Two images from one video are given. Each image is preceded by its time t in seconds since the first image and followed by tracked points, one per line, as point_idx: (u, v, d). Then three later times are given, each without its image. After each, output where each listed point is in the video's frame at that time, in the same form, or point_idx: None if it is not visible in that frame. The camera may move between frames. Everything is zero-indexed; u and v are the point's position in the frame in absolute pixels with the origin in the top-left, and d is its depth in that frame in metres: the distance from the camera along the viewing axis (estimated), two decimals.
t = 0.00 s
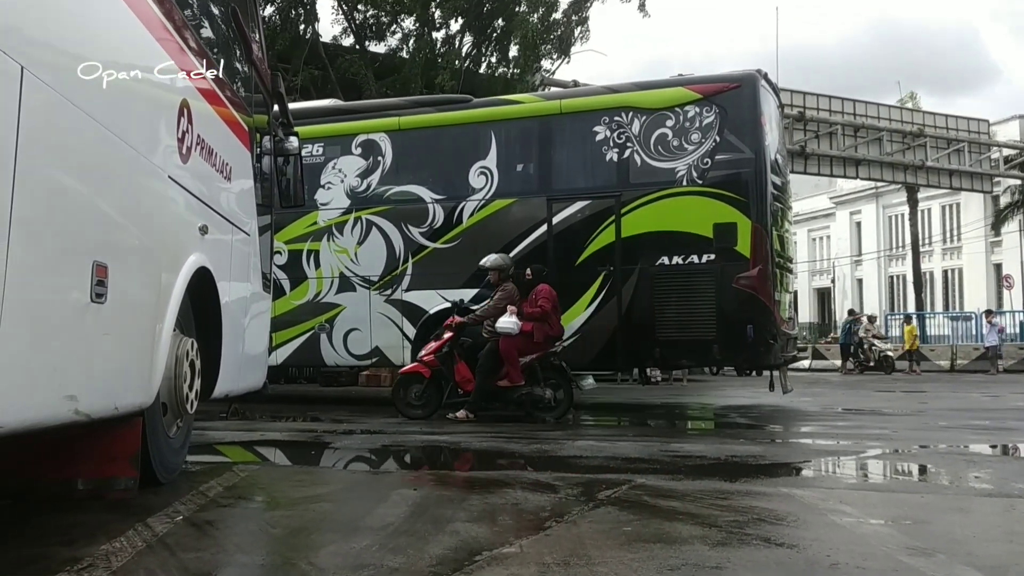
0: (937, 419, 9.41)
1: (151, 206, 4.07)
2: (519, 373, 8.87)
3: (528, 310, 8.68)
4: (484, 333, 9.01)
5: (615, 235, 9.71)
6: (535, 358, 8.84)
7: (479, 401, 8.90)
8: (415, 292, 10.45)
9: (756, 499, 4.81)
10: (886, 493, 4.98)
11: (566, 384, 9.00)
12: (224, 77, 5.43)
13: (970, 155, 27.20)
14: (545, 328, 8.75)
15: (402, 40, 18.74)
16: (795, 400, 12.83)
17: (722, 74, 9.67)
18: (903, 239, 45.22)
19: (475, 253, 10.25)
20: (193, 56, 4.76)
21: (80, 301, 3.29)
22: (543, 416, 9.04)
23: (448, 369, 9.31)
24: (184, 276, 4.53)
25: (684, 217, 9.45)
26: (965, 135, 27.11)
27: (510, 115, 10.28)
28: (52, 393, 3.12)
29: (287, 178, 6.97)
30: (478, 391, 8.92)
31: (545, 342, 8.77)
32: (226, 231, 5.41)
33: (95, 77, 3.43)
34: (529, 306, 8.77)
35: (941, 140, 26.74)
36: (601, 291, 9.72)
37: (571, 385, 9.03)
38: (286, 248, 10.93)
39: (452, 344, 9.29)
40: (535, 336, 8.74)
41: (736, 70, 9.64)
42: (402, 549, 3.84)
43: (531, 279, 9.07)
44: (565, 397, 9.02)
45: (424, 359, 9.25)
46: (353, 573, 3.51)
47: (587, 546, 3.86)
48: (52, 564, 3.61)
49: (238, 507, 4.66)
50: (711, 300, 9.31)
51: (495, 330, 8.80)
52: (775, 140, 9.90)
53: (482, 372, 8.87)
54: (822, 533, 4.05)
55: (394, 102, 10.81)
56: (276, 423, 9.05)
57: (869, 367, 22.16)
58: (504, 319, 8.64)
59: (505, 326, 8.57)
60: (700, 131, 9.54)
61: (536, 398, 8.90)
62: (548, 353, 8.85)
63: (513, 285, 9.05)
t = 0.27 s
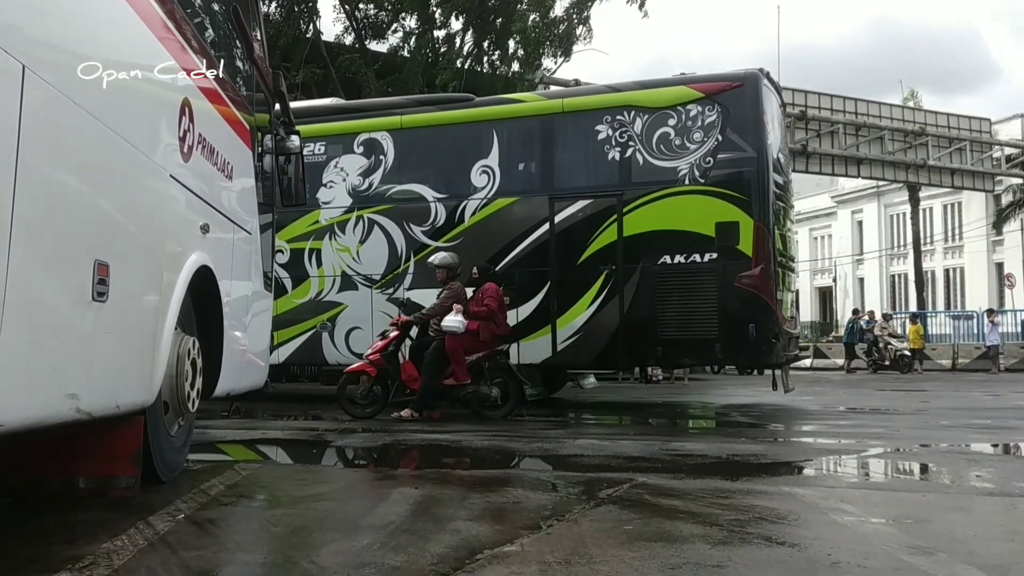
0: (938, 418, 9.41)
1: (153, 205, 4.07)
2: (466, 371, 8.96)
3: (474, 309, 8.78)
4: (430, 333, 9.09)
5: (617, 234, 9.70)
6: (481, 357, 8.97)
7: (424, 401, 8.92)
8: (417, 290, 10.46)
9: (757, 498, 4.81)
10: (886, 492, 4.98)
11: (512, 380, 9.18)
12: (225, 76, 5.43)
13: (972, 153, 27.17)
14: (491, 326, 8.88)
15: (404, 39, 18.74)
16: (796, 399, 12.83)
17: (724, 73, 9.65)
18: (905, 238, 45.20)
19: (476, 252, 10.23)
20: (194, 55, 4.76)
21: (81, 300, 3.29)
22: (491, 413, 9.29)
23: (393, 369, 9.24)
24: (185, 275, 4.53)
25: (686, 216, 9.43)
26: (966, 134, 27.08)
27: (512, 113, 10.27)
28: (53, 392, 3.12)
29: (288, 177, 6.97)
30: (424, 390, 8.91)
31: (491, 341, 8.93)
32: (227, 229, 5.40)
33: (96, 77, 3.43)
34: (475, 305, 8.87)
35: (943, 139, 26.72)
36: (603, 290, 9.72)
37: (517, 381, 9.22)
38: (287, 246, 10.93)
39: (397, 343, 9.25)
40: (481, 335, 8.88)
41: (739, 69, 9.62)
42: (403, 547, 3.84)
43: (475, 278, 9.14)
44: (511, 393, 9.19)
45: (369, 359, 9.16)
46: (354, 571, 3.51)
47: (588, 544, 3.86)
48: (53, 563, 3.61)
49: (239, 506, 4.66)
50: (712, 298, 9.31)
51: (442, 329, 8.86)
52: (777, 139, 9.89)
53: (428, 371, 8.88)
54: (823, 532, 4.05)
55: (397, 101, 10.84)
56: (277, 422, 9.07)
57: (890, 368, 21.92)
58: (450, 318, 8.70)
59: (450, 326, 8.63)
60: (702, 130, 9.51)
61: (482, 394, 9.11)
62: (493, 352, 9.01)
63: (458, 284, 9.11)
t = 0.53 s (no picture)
0: (939, 417, 9.41)
1: (153, 203, 4.07)
2: (411, 369, 8.93)
3: (418, 306, 8.86)
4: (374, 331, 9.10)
5: (622, 232, 9.71)
6: (426, 355, 8.93)
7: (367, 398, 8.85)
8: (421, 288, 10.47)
9: (757, 496, 4.82)
10: (887, 490, 4.98)
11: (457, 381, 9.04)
12: (226, 74, 5.44)
13: (973, 152, 27.15)
14: (436, 324, 8.92)
15: (404, 37, 18.72)
16: (798, 397, 12.84)
17: (728, 70, 9.65)
18: (906, 237, 45.19)
19: (481, 250, 10.24)
20: (195, 54, 4.75)
21: (81, 299, 3.29)
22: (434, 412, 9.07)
23: (338, 367, 9.19)
24: (186, 273, 4.53)
25: (690, 213, 9.43)
26: (968, 133, 27.08)
27: (516, 111, 10.29)
28: (53, 390, 3.12)
29: (289, 176, 6.98)
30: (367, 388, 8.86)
31: (436, 339, 8.93)
32: (228, 227, 5.40)
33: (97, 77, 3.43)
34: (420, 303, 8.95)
35: (944, 137, 26.71)
36: (607, 287, 9.73)
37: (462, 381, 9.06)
38: (290, 245, 10.93)
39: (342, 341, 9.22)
40: (425, 333, 8.90)
41: (742, 67, 9.61)
42: (403, 546, 3.84)
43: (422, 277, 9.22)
44: (455, 394, 9.03)
45: (313, 356, 9.14)
46: (355, 569, 3.52)
47: (588, 543, 3.86)
48: (54, 561, 3.61)
49: (240, 504, 4.67)
50: (717, 296, 9.29)
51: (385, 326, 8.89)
52: (781, 137, 9.89)
53: (371, 369, 8.86)
54: (823, 530, 4.05)
55: (400, 99, 10.84)
56: (278, 420, 9.07)
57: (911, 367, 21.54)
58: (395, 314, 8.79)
59: (394, 322, 8.72)
60: (707, 128, 9.50)
61: (427, 394, 8.96)
62: (439, 350, 8.97)
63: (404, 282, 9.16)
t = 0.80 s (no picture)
0: (940, 417, 9.40)
1: (154, 203, 4.06)
2: (355, 368, 8.96)
3: (361, 305, 8.90)
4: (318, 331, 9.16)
5: (632, 231, 9.69)
6: (371, 354, 8.96)
7: (311, 398, 8.90)
8: (429, 289, 10.47)
9: (758, 497, 4.81)
10: (888, 491, 4.98)
11: (402, 380, 9.07)
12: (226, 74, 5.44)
13: (974, 152, 27.14)
14: (380, 324, 8.95)
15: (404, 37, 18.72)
16: (799, 398, 12.83)
17: (740, 69, 9.59)
18: (907, 237, 45.17)
19: (490, 250, 10.24)
20: (195, 54, 4.74)
21: (82, 299, 3.28)
22: (379, 411, 9.10)
23: (284, 367, 9.26)
24: (186, 273, 4.53)
25: (702, 212, 9.38)
26: (969, 133, 27.06)
27: (525, 110, 10.28)
28: (54, 390, 3.12)
29: (289, 176, 6.98)
30: (312, 387, 8.91)
31: (380, 338, 8.95)
32: (228, 228, 5.39)
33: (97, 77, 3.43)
34: (364, 302, 8.98)
35: (945, 137, 26.70)
36: (618, 288, 9.72)
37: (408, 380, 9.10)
38: (298, 245, 11.01)
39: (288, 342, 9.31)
40: (369, 333, 8.93)
41: (753, 66, 9.56)
42: (404, 546, 3.84)
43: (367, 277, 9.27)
44: (401, 393, 9.07)
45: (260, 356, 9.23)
46: (356, 570, 3.51)
47: (589, 543, 3.86)
48: (55, 561, 3.61)
49: (241, 505, 4.66)
50: (728, 296, 9.24)
51: (329, 325, 8.94)
52: (791, 136, 9.84)
53: (316, 368, 8.92)
54: (824, 531, 4.05)
55: (408, 97, 10.81)
56: (279, 420, 9.08)
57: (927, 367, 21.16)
58: (339, 313, 8.83)
59: (337, 321, 8.76)
60: (717, 127, 9.45)
61: (371, 394, 8.97)
62: (384, 349, 9.00)
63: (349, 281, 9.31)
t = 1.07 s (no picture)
0: (939, 416, 9.40)
1: (153, 202, 4.06)
2: (296, 368, 8.88)
3: (304, 304, 9.01)
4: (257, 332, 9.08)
5: (644, 230, 9.68)
6: (313, 353, 8.95)
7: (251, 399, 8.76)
8: (439, 287, 10.46)
9: (757, 496, 4.82)
10: (887, 490, 4.98)
11: (347, 377, 9.22)
12: (225, 74, 5.44)
13: (972, 151, 27.16)
14: (322, 322, 9.06)
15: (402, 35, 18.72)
16: (797, 396, 12.85)
17: (753, 67, 9.58)
18: (905, 236, 45.20)
19: (500, 248, 10.24)
20: (194, 53, 4.75)
21: (81, 299, 3.28)
22: (323, 410, 9.15)
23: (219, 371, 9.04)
24: (185, 273, 4.52)
25: (715, 211, 9.38)
26: (967, 132, 27.09)
27: (536, 108, 10.26)
28: (53, 389, 3.11)
29: (288, 175, 6.96)
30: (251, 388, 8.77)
31: (322, 337, 9.03)
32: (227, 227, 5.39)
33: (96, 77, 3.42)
34: (306, 301, 9.10)
35: (943, 136, 26.72)
36: (630, 287, 9.72)
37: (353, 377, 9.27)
38: (307, 243, 10.97)
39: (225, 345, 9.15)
40: (311, 331, 9.00)
41: (767, 63, 9.54)
42: (403, 545, 3.84)
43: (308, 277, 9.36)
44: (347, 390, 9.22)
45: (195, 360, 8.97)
46: (355, 569, 3.51)
47: (588, 542, 3.86)
48: (54, 561, 3.61)
49: (239, 504, 4.66)
50: (741, 295, 9.23)
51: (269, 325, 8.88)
52: (804, 134, 9.83)
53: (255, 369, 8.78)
54: (823, 530, 4.05)
55: (418, 95, 10.77)
56: (278, 419, 9.07)
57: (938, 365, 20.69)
58: (280, 312, 8.80)
59: (279, 319, 8.73)
60: (731, 125, 9.43)
61: (313, 393, 8.94)
62: (326, 348, 9.03)
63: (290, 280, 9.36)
